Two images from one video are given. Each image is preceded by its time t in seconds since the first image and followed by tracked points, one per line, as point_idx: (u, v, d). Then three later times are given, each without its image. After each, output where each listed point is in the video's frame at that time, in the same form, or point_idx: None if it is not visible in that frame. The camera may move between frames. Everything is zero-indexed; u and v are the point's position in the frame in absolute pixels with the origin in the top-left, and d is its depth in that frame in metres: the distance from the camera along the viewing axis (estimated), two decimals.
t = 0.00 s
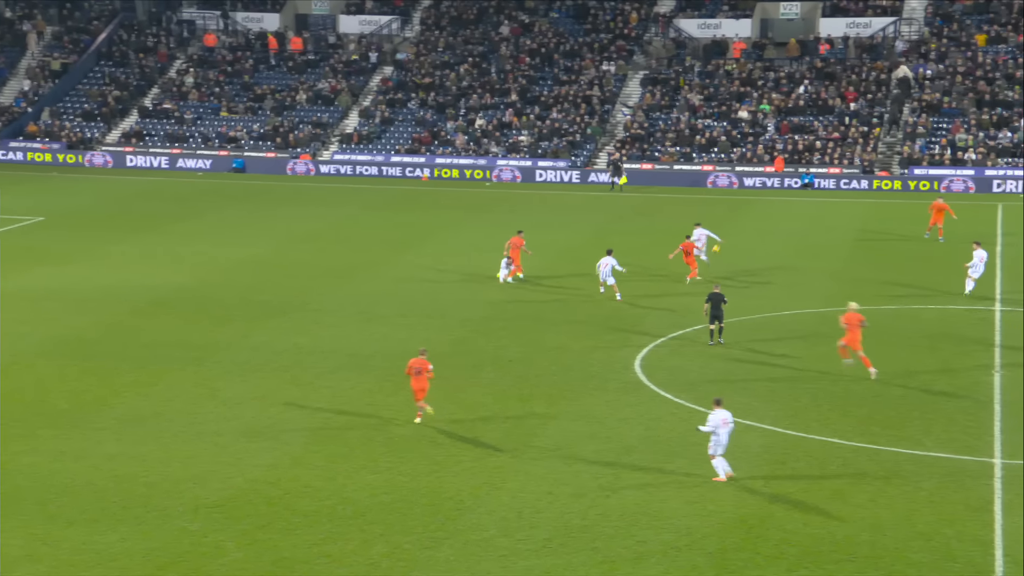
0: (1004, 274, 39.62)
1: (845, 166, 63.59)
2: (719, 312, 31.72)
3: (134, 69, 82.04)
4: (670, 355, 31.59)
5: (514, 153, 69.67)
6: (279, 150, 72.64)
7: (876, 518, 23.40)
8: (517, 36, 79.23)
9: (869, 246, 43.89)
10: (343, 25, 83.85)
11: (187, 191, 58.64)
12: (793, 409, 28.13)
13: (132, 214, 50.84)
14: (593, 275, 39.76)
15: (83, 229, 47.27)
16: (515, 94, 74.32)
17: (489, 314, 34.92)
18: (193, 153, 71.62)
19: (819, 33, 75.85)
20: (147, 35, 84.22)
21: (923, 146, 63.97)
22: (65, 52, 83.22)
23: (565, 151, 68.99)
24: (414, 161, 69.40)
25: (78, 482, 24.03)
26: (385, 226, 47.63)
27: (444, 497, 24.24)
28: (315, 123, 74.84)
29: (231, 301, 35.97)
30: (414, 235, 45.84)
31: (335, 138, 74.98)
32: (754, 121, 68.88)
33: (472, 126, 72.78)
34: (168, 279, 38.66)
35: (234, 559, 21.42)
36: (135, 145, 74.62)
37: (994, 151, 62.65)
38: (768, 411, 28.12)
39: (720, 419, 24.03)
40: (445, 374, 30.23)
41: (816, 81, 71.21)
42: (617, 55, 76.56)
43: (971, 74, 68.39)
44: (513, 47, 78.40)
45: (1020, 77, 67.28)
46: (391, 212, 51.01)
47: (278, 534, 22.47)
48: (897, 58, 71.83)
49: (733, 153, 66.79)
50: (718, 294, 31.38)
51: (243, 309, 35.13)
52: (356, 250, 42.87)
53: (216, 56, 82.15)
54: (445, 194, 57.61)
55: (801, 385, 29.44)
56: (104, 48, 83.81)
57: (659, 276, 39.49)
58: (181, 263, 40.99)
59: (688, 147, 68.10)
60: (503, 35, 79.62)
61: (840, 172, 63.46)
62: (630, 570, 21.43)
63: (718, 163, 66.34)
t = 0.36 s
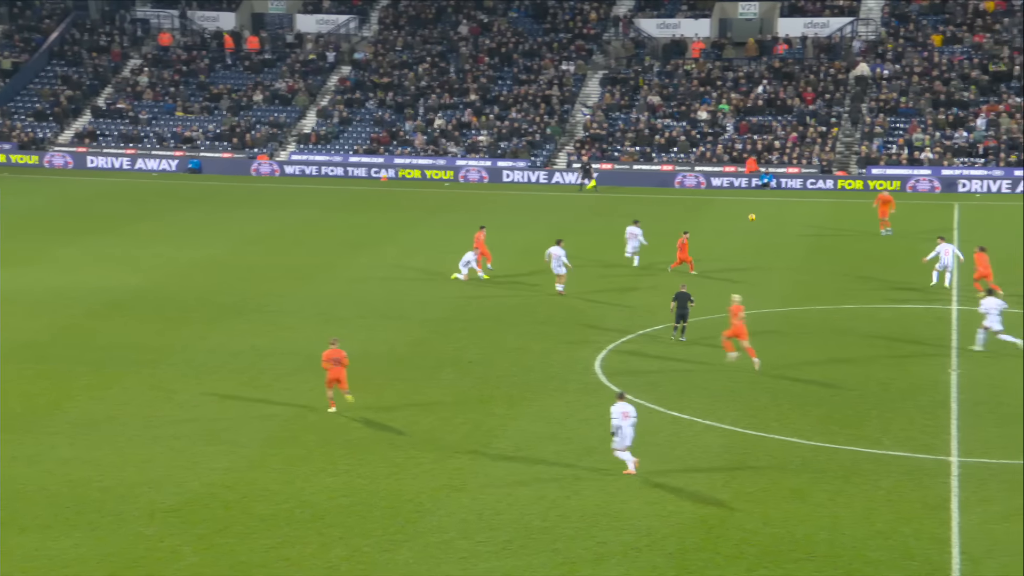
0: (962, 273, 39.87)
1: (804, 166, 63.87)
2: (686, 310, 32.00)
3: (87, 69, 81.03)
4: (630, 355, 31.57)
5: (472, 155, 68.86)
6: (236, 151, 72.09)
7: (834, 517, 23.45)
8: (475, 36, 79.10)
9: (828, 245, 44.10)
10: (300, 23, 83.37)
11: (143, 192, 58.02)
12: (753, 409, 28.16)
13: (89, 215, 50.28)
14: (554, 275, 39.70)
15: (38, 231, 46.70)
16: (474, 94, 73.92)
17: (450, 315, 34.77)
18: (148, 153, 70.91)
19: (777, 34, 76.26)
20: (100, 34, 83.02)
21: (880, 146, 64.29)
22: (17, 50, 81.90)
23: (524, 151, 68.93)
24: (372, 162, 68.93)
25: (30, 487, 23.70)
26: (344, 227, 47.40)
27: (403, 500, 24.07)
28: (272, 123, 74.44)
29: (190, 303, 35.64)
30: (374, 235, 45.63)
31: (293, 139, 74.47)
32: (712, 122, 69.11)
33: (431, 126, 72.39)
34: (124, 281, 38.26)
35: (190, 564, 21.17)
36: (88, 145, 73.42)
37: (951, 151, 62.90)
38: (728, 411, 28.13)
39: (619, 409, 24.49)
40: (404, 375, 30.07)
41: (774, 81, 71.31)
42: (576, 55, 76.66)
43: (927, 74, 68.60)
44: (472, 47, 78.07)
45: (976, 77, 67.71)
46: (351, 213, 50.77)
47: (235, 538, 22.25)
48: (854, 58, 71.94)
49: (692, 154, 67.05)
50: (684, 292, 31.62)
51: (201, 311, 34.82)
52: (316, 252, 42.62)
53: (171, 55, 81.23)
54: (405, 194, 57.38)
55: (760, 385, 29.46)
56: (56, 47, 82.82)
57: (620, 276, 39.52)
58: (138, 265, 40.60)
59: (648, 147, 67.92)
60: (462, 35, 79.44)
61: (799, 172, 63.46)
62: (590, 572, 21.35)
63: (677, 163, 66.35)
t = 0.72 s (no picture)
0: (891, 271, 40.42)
1: (735, 166, 64.52)
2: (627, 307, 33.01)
3: (9, 69, 79.45)
4: (564, 356, 31.59)
5: (405, 154, 69.29)
6: (163, 152, 71.41)
7: (766, 514, 23.61)
8: (407, 35, 78.59)
9: (759, 245, 44.53)
10: (229, 23, 82.76)
11: (71, 194, 57.04)
12: (685, 408, 28.30)
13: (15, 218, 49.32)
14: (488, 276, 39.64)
15: None
16: (406, 94, 73.31)
17: (384, 317, 34.58)
18: (74, 154, 69.67)
19: (707, 34, 76.85)
20: (22, 32, 81.46)
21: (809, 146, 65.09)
22: None
23: (457, 151, 69.23)
24: (303, 162, 68.28)
25: None
26: (278, 228, 46.99)
27: (335, 504, 23.85)
28: (200, 124, 73.44)
29: (120, 307, 35.09)
30: (307, 237, 45.26)
31: (222, 139, 73.49)
32: (645, 122, 69.29)
33: (363, 126, 71.84)
34: (52, 285, 37.59)
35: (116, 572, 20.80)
36: (11, 146, 72.05)
37: (878, 151, 63.96)
38: (660, 411, 28.24)
39: (500, 394, 24.87)
40: (337, 377, 29.85)
41: (705, 81, 71.68)
42: (508, 55, 76.36)
43: (854, 75, 69.49)
44: (404, 47, 77.56)
45: (902, 77, 68.69)
46: (284, 215, 50.32)
47: (163, 545, 21.90)
48: (784, 58, 72.58)
49: (623, 154, 67.13)
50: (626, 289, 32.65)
51: (132, 314, 34.30)
52: (249, 254, 42.20)
53: (96, 54, 79.87)
54: (338, 195, 56.97)
55: (693, 385, 29.60)
56: None
57: (553, 277, 39.55)
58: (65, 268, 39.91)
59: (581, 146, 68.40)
60: (393, 35, 78.83)
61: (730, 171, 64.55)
62: (523, 573, 21.28)
63: (609, 163, 66.46)
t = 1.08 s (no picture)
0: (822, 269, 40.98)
1: (668, 166, 64.84)
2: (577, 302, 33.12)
3: None
4: (499, 356, 31.62)
5: (337, 155, 68.45)
6: (91, 153, 69.91)
7: (701, 512, 23.77)
8: (338, 36, 78.34)
9: (691, 244, 44.94)
10: (157, 22, 82.12)
11: None
12: (620, 407, 28.44)
13: None
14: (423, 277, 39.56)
15: None
16: (338, 94, 73.05)
17: (320, 319, 34.36)
18: None
19: (639, 35, 77.44)
20: None
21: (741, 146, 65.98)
22: None
23: (391, 152, 68.67)
24: (235, 163, 67.57)
25: None
26: (210, 230, 46.52)
27: (269, 507, 23.62)
28: (128, 124, 72.35)
29: (48, 310, 34.49)
30: (241, 239, 44.85)
31: (151, 140, 72.44)
32: (578, 122, 69.53)
33: (295, 127, 71.25)
34: None
35: None
36: None
37: (808, 151, 64.77)
38: (596, 410, 28.34)
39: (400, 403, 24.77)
40: (271, 380, 29.60)
41: (638, 82, 72.14)
42: (440, 55, 76.43)
43: (784, 76, 70.40)
44: (336, 47, 77.26)
45: (830, 78, 69.78)
46: (217, 216, 49.83)
47: (93, 551, 21.55)
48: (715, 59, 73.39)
49: (558, 154, 66.97)
50: (576, 283, 32.71)
51: (61, 318, 33.73)
52: (181, 256, 41.70)
53: (20, 54, 78.38)
54: (271, 196, 56.54)
55: (627, 384, 29.75)
56: None
57: (489, 278, 39.56)
58: None
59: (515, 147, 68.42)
60: (325, 35, 78.58)
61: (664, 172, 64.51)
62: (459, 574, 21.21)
63: (544, 163, 66.48)
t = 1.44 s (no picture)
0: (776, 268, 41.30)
1: (622, 165, 65.11)
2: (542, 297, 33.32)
3: None
4: (456, 356, 31.58)
5: (291, 155, 68.12)
6: (39, 153, 69.10)
7: (657, 511, 23.85)
8: (291, 35, 77.95)
9: (646, 244, 45.16)
10: (106, 21, 81.26)
11: None
12: (576, 407, 28.49)
13: None
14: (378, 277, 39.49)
15: None
16: (291, 94, 72.55)
17: (275, 320, 34.20)
18: None
19: (593, 35, 77.69)
20: None
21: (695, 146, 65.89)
22: None
23: (344, 152, 68.17)
24: (188, 163, 67.04)
25: None
26: (164, 231, 46.19)
27: (224, 509, 23.44)
28: (78, 124, 71.58)
29: None
30: (194, 239, 44.57)
31: (101, 140, 71.72)
32: (533, 122, 69.52)
33: (248, 127, 70.77)
34: None
35: None
36: None
37: (761, 151, 65.24)
38: (552, 409, 28.38)
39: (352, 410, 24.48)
40: (226, 381, 29.42)
41: (592, 82, 72.29)
42: (394, 55, 76.28)
43: (736, 76, 70.85)
44: (288, 47, 76.92)
45: (782, 78, 70.29)
46: (170, 217, 49.48)
47: (44, 556, 21.31)
48: (669, 60, 73.80)
49: (512, 154, 66.99)
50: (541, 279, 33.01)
51: (10, 320, 33.35)
52: (133, 256, 41.38)
53: None
54: (225, 197, 56.13)
55: (583, 383, 29.81)
56: None
57: (446, 278, 39.50)
58: None
59: (470, 147, 68.02)
60: (277, 34, 78.22)
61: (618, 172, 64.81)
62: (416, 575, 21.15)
63: (499, 163, 66.37)
